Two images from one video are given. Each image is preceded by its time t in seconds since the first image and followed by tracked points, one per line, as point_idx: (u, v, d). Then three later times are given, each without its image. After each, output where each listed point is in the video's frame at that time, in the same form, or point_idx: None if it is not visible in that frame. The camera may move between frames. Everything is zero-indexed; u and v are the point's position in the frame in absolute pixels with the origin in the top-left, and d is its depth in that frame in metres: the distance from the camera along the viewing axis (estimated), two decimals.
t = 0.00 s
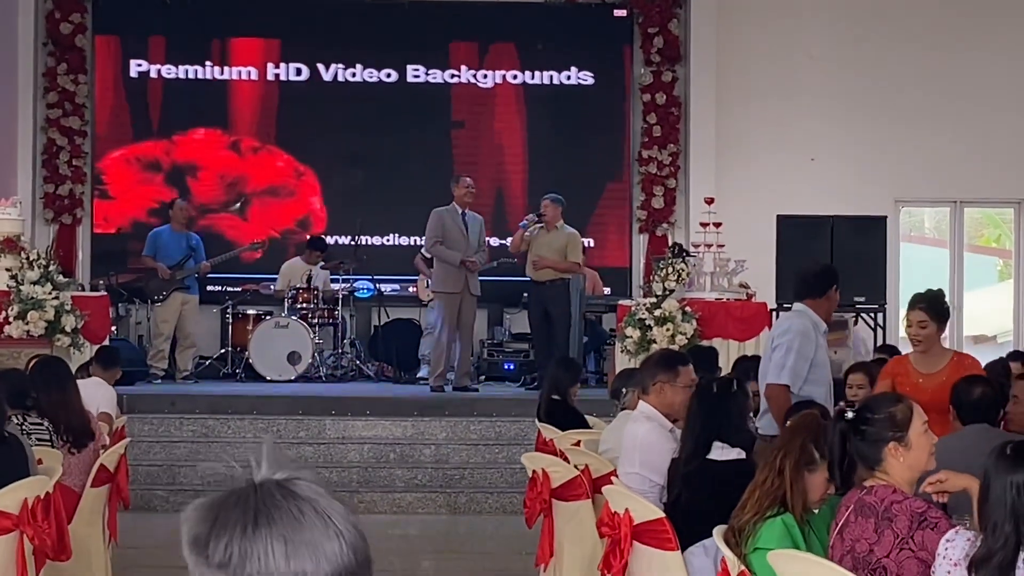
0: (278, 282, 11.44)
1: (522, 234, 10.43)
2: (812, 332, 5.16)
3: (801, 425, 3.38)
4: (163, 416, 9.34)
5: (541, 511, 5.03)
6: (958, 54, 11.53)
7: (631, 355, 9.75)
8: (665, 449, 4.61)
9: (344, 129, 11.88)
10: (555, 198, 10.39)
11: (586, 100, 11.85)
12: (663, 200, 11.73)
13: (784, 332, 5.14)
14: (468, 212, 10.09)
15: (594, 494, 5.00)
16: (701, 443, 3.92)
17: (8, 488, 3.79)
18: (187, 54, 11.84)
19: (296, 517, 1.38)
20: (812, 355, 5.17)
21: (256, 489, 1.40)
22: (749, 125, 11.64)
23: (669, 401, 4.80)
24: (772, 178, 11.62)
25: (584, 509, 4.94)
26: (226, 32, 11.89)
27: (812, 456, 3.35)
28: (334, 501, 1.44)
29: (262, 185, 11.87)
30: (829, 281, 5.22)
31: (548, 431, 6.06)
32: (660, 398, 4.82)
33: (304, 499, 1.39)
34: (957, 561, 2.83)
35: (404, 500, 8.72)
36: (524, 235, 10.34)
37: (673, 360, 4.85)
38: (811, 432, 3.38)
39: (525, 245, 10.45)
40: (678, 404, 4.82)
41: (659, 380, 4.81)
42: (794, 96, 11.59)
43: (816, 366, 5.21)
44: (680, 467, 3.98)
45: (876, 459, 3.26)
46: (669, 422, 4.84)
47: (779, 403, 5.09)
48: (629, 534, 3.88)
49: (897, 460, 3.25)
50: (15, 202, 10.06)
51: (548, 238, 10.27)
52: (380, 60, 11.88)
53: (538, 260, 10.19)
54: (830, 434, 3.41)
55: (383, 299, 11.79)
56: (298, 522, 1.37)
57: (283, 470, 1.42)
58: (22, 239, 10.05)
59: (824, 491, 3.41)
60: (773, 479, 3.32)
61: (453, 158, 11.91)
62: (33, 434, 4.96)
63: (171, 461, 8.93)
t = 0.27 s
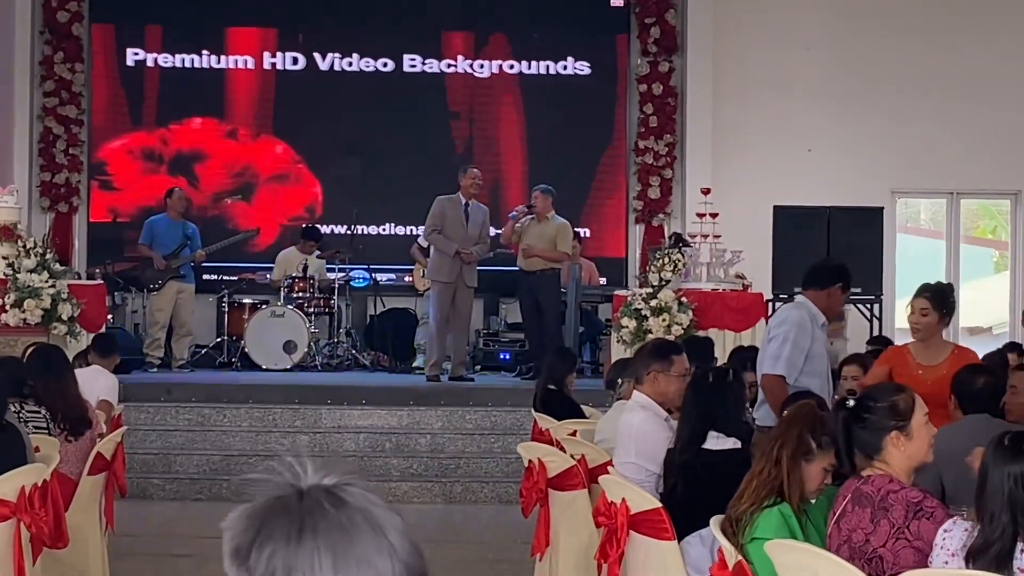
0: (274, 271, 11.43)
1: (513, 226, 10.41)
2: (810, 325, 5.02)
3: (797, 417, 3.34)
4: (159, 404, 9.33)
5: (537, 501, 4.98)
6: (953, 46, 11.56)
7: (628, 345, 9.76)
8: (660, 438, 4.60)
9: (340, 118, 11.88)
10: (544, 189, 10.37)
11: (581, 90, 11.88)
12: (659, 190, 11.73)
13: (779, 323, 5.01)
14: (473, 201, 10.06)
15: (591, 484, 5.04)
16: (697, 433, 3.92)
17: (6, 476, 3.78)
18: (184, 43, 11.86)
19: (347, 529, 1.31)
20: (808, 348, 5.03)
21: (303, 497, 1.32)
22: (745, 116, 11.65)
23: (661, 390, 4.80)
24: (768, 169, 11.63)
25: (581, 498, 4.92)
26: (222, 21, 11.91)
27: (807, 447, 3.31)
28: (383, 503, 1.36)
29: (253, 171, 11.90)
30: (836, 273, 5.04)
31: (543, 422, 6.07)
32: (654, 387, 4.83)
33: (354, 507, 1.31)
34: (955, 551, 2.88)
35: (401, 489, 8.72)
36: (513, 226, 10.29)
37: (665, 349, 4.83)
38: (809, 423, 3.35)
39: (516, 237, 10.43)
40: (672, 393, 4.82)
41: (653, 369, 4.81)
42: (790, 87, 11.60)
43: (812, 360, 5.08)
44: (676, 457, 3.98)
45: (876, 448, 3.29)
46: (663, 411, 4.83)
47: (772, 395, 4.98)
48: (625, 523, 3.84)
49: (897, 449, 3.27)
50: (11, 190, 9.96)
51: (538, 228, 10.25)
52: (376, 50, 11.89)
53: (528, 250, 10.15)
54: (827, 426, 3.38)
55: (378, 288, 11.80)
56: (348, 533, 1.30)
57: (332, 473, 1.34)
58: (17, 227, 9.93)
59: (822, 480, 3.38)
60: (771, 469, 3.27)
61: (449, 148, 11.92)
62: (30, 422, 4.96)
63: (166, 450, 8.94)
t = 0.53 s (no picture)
0: (272, 259, 11.39)
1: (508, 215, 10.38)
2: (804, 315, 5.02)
3: (792, 405, 3.32)
4: (155, 391, 9.32)
5: (533, 490, 4.85)
6: (949, 35, 11.58)
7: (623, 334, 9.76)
8: (656, 426, 4.57)
9: (336, 105, 11.88)
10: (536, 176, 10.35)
11: (578, 79, 11.89)
12: (656, 178, 11.75)
13: (772, 311, 5.02)
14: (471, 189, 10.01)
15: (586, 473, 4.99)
16: (693, 422, 3.92)
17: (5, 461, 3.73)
18: (180, 30, 11.86)
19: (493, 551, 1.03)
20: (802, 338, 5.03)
21: (444, 511, 1.03)
22: (742, 105, 11.65)
23: (655, 378, 4.74)
24: (764, 158, 11.64)
25: (578, 488, 4.84)
26: (218, 8, 11.90)
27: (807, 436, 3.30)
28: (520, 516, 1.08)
29: (250, 157, 11.86)
30: (837, 266, 5.02)
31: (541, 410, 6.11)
32: (647, 375, 4.76)
33: (500, 524, 1.03)
34: (952, 540, 2.81)
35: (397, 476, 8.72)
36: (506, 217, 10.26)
37: (658, 338, 4.77)
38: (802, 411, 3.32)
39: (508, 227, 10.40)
40: (666, 382, 4.77)
41: (645, 357, 4.76)
42: (787, 76, 11.61)
43: (805, 350, 5.06)
44: (671, 445, 3.99)
45: (869, 437, 3.22)
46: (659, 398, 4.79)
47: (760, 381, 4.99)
48: (622, 512, 3.72)
49: (892, 437, 3.20)
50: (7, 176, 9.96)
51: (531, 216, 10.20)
52: (372, 37, 11.89)
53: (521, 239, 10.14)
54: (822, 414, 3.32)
55: (374, 276, 11.79)
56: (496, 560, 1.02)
57: (471, 481, 1.05)
58: (14, 214, 9.97)
59: (819, 469, 3.35)
60: (767, 457, 3.28)
61: (445, 136, 11.91)
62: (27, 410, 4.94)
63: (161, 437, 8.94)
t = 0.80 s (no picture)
0: (243, 246, 11.34)
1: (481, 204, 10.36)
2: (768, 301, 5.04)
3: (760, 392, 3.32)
4: (126, 377, 9.26)
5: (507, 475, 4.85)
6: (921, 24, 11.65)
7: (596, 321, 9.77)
8: (629, 413, 4.61)
9: (310, 91, 11.86)
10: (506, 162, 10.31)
11: (552, 66, 11.89)
12: (629, 166, 11.77)
13: (738, 299, 5.03)
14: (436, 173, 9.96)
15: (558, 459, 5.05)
16: (664, 408, 4.07)
17: None
18: (153, 15, 11.80)
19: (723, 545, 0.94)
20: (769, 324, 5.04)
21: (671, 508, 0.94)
22: (717, 93, 11.67)
23: (627, 364, 4.72)
24: (737, 146, 11.68)
25: (550, 475, 4.85)
26: None
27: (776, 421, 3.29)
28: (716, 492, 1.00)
29: (227, 142, 11.86)
30: (801, 253, 5.04)
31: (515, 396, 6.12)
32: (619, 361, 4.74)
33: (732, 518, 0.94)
34: (921, 526, 2.87)
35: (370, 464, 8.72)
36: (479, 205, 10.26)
37: (628, 324, 4.73)
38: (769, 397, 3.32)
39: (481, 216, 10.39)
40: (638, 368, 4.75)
41: (618, 343, 4.71)
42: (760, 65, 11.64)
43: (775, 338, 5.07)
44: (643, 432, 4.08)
45: (838, 425, 3.23)
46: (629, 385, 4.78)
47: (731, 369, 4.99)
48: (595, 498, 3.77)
49: (858, 425, 3.21)
50: None
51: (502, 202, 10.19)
52: (346, 23, 11.87)
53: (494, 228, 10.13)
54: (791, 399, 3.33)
55: (348, 262, 11.79)
56: (733, 551, 0.93)
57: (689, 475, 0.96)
58: None
59: (789, 456, 3.35)
60: (739, 444, 3.26)
61: (419, 123, 11.89)
62: None
63: (132, 423, 8.89)
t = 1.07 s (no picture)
0: (217, 231, 11.29)
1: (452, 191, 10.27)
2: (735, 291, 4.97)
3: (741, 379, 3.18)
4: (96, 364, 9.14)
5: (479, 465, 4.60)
6: (895, 14, 11.66)
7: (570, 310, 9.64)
8: (604, 400, 4.39)
9: (284, 78, 11.83)
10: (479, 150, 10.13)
11: (527, 54, 11.87)
12: (604, 155, 11.76)
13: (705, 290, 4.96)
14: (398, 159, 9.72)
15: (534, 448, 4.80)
16: (638, 397, 3.73)
17: None
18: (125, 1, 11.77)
19: None
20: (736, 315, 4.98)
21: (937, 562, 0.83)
22: (692, 82, 11.66)
23: (606, 354, 4.58)
24: (712, 135, 11.68)
25: (524, 462, 4.62)
26: None
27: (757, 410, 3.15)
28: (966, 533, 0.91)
29: (209, 130, 11.84)
30: (772, 242, 4.96)
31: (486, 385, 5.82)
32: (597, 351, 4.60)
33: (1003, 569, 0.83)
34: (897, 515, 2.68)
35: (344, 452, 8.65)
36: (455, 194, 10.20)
37: (608, 314, 4.63)
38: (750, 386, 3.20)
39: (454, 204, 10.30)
40: (615, 357, 4.59)
41: (596, 333, 4.59)
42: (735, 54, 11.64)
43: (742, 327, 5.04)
44: (619, 420, 3.81)
45: (819, 415, 3.16)
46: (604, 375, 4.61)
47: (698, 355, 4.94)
48: (569, 487, 3.59)
49: (839, 417, 3.13)
50: None
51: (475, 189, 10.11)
52: (320, 10, 11.83)
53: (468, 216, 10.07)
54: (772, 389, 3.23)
55: (321, 251, 11.75)
56: None
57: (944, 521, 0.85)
58: None
59: (766, 444, 3.19)
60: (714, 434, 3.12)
61: (393, 111, 11.85)
62: None
63: (104, 411, 8.83)
